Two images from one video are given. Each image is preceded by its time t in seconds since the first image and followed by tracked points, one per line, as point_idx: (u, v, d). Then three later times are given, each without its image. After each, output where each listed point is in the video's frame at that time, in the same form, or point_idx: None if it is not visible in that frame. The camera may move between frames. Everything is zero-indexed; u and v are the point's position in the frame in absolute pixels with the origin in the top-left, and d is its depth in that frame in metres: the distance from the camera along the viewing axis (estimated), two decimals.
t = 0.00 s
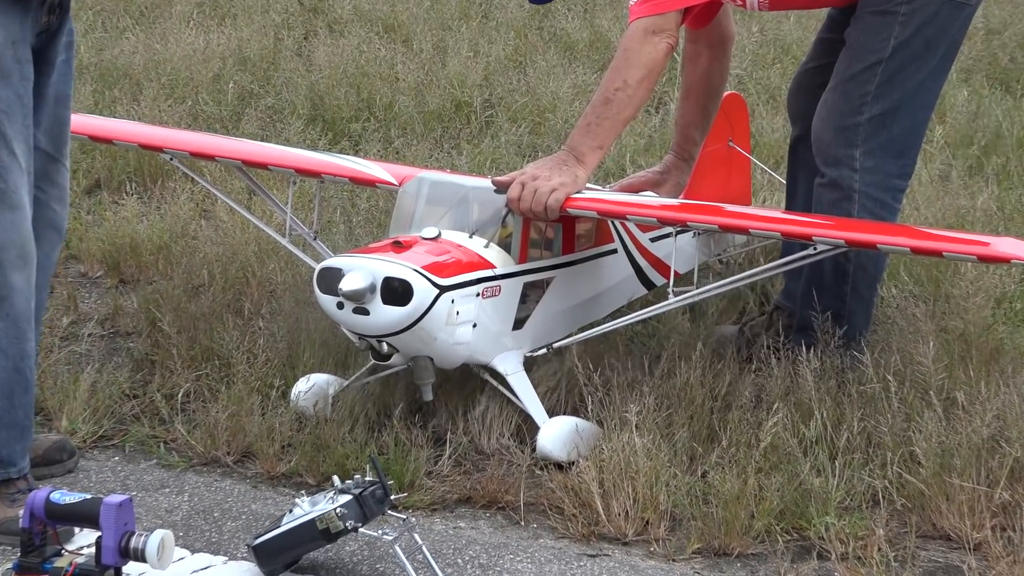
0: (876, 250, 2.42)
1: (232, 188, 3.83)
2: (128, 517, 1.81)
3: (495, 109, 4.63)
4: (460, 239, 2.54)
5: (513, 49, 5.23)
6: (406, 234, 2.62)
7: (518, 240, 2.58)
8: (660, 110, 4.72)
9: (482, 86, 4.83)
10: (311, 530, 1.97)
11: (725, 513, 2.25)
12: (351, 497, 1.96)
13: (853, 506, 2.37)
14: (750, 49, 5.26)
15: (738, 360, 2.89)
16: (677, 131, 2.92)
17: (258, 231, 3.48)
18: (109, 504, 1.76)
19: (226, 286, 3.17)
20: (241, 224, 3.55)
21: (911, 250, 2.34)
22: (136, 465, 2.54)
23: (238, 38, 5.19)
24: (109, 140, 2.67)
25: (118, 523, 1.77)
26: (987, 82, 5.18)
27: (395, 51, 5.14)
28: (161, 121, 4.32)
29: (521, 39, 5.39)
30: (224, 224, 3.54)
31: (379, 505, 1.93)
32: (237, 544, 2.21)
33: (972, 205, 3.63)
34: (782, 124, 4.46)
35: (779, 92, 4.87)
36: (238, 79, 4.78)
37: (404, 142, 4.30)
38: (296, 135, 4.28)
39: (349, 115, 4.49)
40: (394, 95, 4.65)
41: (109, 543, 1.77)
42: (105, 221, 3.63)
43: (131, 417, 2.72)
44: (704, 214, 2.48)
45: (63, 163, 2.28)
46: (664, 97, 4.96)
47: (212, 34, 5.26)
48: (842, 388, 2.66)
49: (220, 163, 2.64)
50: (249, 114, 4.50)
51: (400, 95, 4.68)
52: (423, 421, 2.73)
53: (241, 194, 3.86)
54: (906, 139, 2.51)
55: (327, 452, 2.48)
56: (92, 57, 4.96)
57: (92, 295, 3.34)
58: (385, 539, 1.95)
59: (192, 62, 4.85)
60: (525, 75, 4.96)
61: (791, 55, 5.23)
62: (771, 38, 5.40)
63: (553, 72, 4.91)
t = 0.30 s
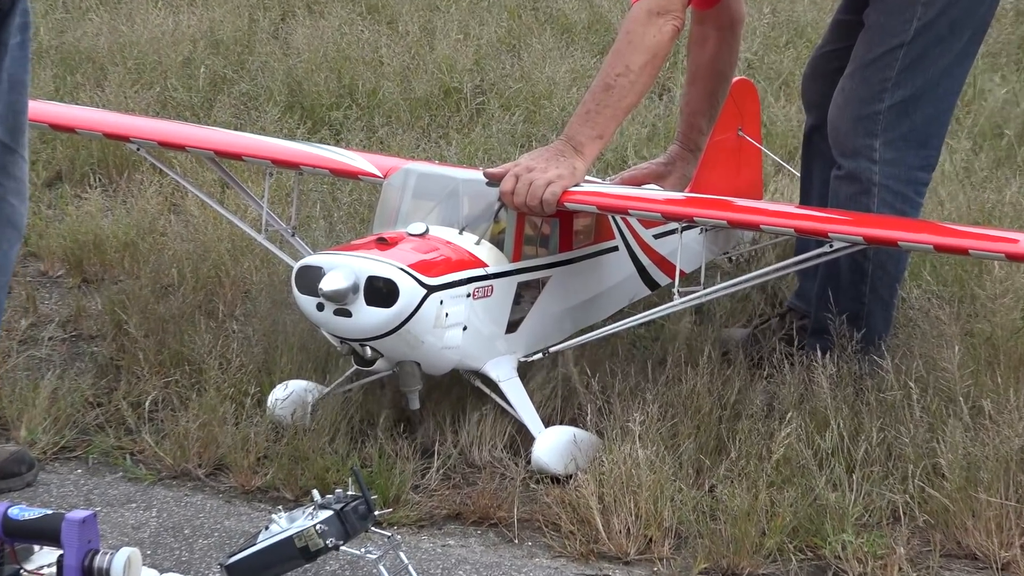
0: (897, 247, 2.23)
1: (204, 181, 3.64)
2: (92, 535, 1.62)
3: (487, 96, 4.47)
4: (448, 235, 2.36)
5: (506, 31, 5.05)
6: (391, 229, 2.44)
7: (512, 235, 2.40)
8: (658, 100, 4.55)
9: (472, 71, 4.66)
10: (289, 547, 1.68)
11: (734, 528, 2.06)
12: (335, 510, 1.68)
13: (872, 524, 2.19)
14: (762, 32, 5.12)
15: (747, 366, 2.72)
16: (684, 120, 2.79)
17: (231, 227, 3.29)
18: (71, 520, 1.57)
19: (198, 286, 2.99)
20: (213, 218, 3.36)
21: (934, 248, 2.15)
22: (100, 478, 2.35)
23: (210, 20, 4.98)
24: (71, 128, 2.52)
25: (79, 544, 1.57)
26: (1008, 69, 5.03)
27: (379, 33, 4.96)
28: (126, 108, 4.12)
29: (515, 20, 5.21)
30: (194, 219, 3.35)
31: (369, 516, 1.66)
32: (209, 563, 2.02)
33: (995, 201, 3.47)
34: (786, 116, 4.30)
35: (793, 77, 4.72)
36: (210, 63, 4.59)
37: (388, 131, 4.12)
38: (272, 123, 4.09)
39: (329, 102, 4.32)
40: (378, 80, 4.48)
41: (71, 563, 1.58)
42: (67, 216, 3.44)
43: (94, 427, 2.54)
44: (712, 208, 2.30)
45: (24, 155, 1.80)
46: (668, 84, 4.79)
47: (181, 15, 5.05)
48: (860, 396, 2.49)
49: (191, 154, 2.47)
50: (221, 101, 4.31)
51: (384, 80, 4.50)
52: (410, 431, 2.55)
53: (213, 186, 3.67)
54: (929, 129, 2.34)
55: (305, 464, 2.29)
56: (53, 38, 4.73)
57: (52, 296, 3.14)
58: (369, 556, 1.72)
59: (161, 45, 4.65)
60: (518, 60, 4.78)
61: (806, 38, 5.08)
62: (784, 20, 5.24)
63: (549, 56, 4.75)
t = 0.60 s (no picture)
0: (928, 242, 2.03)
1: (180, 168, 3.46)
2: (59, 550, 1.37)
3: (485, 78, 4.31)
4: (444, 227, 2.20)
5: (506, 7, 4.87)
6: (382, 222, 2.27)
7: (513, 228, 2.23)
8: (668, 82, 4.38)
9: (469, 50, 4.49)
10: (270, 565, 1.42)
11: (752, 544, 1.87)
12: (321, 523, 1.43)
13: (900, 540, 2.01)
14: (781, 9, 4.95)
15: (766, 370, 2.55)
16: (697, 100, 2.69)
17: (209, 217, 3.12)
18: (36, 532, 1.34)
19: (172, 282, 2.82)
20: (189, 208, 3.20)
21: (968, 243, 1.94)
22: (67, 488, 2.17)
23: None
24: (37, 112, 2.39)
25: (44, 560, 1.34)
26: None
27: (369, 9, 4.78)
28: (96, 90, 3.93)
29: None
30: (169, 209, 3.17)
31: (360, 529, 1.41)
32: None
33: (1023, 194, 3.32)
34: (796, 105, 4.12)
35: (816, 57, 4.57)
36: (185, 42, 4.41)
37: (379, 116, 3.95)
38: (254, 107, 3.92)
39: (314, 84, 4.15)
40: (367, 61, 4.30)
41: None
42: (32, 206, 3.27)
43: (60, 433, 2.36)
44: (728, 198, 2.13)
45: None
46: (681, 64, 4.62)
47: None
48: (887, 402, 2.32)
49: (166, 139, 2.34)
50: (197, 83, 4.16)
51: (374, 60, 4.32)
52: (401, 439, 2.38)
53: (190, 175, 3.50)
54: (962, 114, 2.17)
55: (289, 474, 2.11)
56: (18, 14, 4.54)
57: (16, 292, 3.00)
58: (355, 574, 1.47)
59: (133, 22, 4.46)
60: (518, 39, 4.60)
61: (829, 16, 4.91)
62: None
63: (552, 33, 4.56)
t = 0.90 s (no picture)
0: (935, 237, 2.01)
1: (179, 163, 3.44)
2: (56, 549, 1.34)
3: (487, 71, 4.28)
4: (447, 223, 2.17)
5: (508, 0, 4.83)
6: (383, 217, 2.24)
7: (515, 223, 2.20)
8: (671, 76, 4.35)
9: (471, 43, 4.46)
10: (271, 565, 1.39)
11: (756, 543, 1.84)
12: (322, 522, 1.40)
13: (906, 539, 1.99)
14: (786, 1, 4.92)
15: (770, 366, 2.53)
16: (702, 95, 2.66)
17: (209, 212, 3.10)
18: (35, 530, 1.31)
19: (171, 277, 2.80)
20: (189, 203, 3.17)
21: (977, 238, 1.92)
22: (65, 486, 2.15)
23: None
24: (35, 105, 2.37)
25: (43, 559, 1.31)
26: None
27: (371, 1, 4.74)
28: (95, 83, 3.90)
29: None
30: (167, 203, 3.15)
31: (362, 527, 1.37)
32: None
33: None
34: (800, 98, 4.09)
35: (822, 50, 4.55)
36: (184, 34, 4.38)
37: (380, 109, 3.92)
38: (253, 100, 3.89)
39: (315, 77, 4.12)
40: (368, 53, 4.27)
41: None
42: (29, 201, 3.25)
43: (58, 430, 2.34)
44: (734, 193, 2.11)
45: None
46: (686, 57, 4.59)
47: None
48: (893, 399, 2.30)
49: (165, 133, 2.32)
50: (197, 76, 4.13)
51: (375, 53, 4.29)
52: (403, 436, 2.36)
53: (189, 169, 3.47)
54: (971, 108, 2.15)
55: (290, 471, 2.09)
56: (18, 9, 4.51)
57: (13, 287, 3.00)
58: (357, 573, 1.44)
59: (130, 14, 4.43)
60: (522, 31, 4.58)
61: (836, 8, 4.88)
62: None
63: (555, 26, 4.53)
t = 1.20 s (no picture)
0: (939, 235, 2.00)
1: (180, 159, 3.44)
2: (58, 546, 1.34)
3: (490, 68, 4.29)
4: (449, 220, 2.17)
5: None
6: (385, 214, 2.24)
7: (518, 220, 2.20)
8: (673, 74, 4.36)
9: (474, 40, 4.46)
10: (272, 562, 1.39)
11: (759, 540, 1.84)
12: (324, 519, 1.39)
13: (909, 537, 1.99)
14: None
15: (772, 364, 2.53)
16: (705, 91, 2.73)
17: (211, 209, 3.09)
18: (37, 528, 1.31)
19: (173, 274, 2.80)
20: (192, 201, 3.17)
21: (981, 236, 1.91)
22: (67, 483, 2.15)
23: None
24: (36, 102, 2.36)
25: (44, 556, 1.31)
26: None
27: None
28: (96, 80, 3.90)
29: None
30: (169, 200, 3.14)
31: (364, 524, 1.36)
32: None
33: None
34: (802, 96, 4.09)
35: (825, 47, 4.55)
36: (185, 30, 4.37)
37: (382, 106, 3.92)
38: (255, 97, 3.89)
39: (317, 74, 4.12)
40: (371, 50, 4.27)
41: None
42: (31, 198, 3.24)
43: (59, 427, 2.34)
44: (738, 190, 2.10)
45: None
46: (688, 55, 4.60)
47: None
48: (896, 397, 2.30)
49: (167, 129, 2.32)
50: (200, 73, 4.12)
51: (378, 50, 4.29)
52: (405, 434, 2.36)
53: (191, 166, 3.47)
54: (973, 105, 2.14)
55: (291, 469, 2.09)
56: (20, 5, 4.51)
57: (15, 284, 3.00)
58: (359, 572, 1.43)
59: (132, 11, 4.42)
60: (525, 28, 4.58)
61: (838, 5, 4.89)
62: None
63: (558, 23, 4.53)
